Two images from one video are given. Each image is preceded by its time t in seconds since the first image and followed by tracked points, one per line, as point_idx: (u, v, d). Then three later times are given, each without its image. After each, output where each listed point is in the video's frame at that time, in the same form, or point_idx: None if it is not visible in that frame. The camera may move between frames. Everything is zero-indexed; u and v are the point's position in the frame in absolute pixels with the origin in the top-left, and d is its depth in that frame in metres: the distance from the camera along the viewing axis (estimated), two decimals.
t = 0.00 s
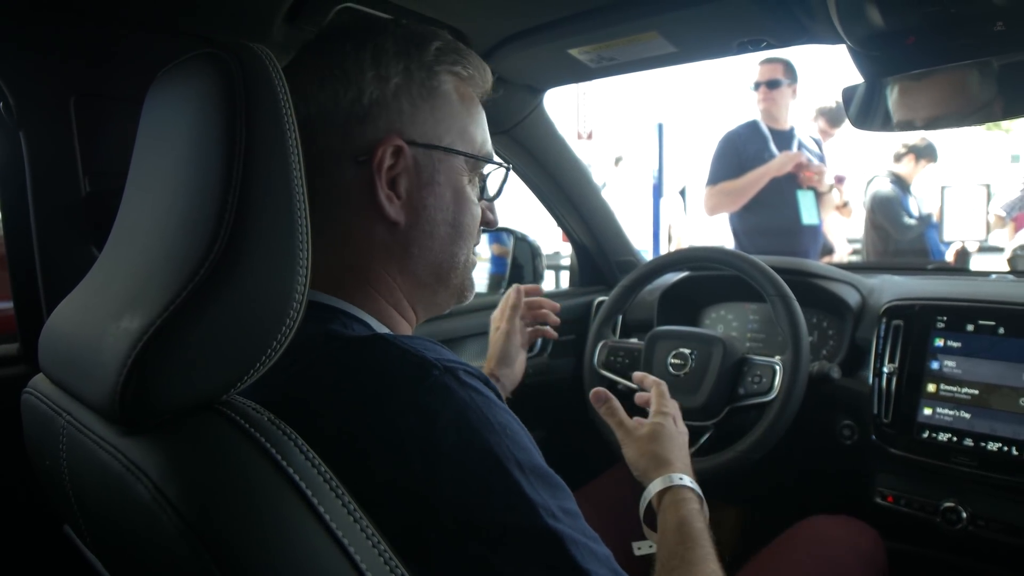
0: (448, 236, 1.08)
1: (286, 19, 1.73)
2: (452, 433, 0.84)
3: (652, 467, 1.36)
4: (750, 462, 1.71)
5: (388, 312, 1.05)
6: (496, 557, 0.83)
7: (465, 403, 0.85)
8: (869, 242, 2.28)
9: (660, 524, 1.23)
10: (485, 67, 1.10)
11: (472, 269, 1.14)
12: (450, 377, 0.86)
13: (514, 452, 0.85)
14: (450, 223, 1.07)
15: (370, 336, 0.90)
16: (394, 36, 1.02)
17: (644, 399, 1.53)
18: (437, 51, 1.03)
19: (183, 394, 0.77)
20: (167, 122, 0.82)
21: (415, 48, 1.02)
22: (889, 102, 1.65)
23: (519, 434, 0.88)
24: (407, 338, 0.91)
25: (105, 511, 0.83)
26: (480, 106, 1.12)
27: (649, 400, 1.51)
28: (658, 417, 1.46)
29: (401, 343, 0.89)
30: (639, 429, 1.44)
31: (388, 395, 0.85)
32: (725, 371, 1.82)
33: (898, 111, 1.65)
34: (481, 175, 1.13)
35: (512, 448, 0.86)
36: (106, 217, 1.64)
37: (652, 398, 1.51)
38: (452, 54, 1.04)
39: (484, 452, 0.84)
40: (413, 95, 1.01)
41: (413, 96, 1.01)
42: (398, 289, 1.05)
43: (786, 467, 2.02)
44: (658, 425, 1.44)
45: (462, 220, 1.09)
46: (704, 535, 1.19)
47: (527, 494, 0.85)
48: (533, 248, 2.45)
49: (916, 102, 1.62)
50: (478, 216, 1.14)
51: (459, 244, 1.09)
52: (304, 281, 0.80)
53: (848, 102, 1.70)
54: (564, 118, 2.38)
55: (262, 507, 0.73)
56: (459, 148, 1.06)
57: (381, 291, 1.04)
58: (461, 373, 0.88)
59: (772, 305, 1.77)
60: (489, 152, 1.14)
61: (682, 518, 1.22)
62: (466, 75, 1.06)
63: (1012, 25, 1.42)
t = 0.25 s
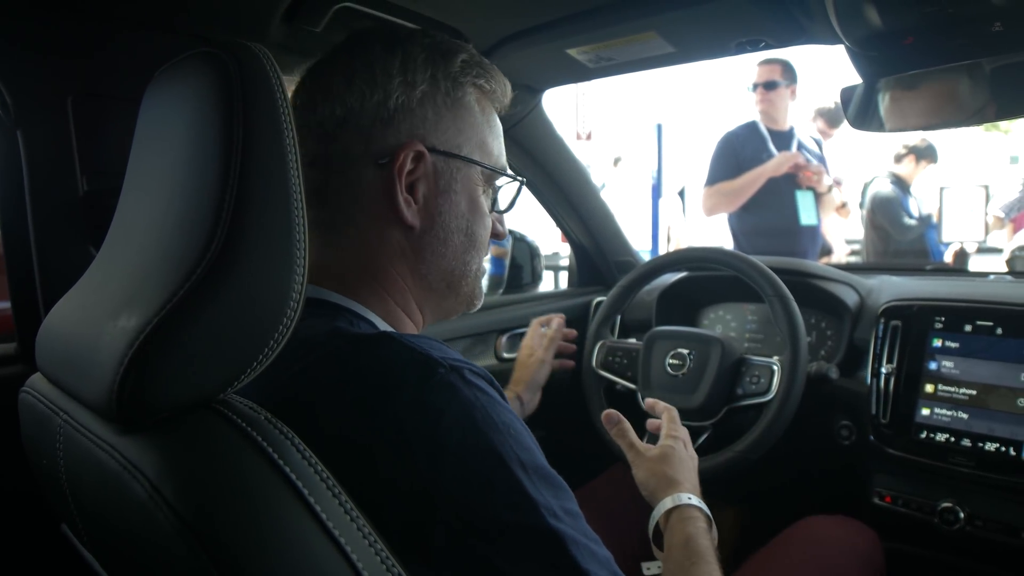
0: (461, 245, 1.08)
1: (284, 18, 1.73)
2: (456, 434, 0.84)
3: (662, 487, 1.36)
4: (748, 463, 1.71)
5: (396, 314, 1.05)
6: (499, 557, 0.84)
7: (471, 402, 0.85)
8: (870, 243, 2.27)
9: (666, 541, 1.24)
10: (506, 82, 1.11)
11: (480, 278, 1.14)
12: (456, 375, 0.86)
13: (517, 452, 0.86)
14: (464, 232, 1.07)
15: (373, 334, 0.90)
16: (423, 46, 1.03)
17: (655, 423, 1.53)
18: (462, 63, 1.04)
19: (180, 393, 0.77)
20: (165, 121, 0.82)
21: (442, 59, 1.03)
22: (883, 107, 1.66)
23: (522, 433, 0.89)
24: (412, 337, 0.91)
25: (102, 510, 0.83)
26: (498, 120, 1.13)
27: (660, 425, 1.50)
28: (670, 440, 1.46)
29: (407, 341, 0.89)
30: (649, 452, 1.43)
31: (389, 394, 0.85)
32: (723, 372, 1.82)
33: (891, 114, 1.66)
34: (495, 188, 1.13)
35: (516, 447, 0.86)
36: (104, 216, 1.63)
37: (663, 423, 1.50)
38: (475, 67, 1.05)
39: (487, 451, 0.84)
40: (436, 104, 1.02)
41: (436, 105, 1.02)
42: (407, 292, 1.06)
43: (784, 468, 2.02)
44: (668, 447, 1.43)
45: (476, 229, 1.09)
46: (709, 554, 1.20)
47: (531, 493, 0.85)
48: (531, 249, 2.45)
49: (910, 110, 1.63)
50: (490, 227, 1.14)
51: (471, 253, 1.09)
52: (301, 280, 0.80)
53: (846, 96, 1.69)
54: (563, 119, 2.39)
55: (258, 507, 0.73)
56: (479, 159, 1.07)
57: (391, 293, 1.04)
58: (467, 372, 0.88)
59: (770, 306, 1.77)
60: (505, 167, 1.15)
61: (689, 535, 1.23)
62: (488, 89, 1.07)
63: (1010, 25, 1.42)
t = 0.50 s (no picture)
0: (458, 250, 1.07)
1: (281, 18, 1.72)
2: (456, 434, 0.84)
3: (703, 505, 1.39)
4: (747, 463, 1.71)
5: (394, 313, 1.04)
6: (495, 556, 0.84)
7: (473, 402, 0.86)
8: (867, 242, 2.25)
9: (702, 556, 1.25)
10: (514, 85, 1.10)
11: (483, 286, 1.13)
12: (458, 376, 0.87)
13: (517, 452, 0.86)
14: (460, 236, 1.07)
15: (373, 333, 0.90)
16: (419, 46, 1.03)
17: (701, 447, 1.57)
18: (461, 63, 1.03)
19: (174, 393, 0.77)
20: (160, 120, 0.82)
21: (439, 59, 1.02)
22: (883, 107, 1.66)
23: (522, 433, 0.90)
24: (416, 336, 0.91)
25: (97, 511, 0.83)
26: (508, 125, 1.12)
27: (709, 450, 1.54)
28: (717, 459, 1.51)
29: (411, 340, 0.90)
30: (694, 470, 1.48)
31: (387, 394, 0.85)
32: (722, 372, 1.82)
33: (893, 117, 1.66)
34: (502, 193, 1.12)
35: (516, 447, 0.87)
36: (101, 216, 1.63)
37: (711, 449, 1.55)
38: (477, 68, 1.05)
39: (487, 451, 0.84)
40: (431, 105, 1.02)
41: (430, 105, 1.02)
42: (405, 293, 1.05)
43: (782, 468, 2.02)
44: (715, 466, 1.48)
45: (473, 234, 1.08)
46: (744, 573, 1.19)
47: (530, 494, 0.85)
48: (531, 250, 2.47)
49: (909, 113, 1.64)
50: (496, 234, 1.13)
51: (469, 258, 1.08)
52: (296, 281, 0.80)
53: (844, 100, 1.68)
54: (561, 120, 2.40)
55: (254, 507, 0.73)
56: (476, 162, 1.06)
57: (388, 292, 1.04)
58: (468, 372, 0.89)
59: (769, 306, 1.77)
60: (515, 174, 1.13)
61: (723, 552, 1.24)
62: (490, 90, 1.06)
63: (1008, 25, 1.42)
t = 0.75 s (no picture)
0: (476, 266, 1.07)
1: (277, 18, 1.72)
2: (455, 434, 0.84)
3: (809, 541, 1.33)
4: (743, 463, 1.71)
5: (406, 322, 1.04)
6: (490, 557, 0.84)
7: (470, 404, 0.86)
8: (864, 242, 2.25)
9: None
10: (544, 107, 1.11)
11: (496, 301, 1.13)
12: (457, 377, 0.86)
13: (515, 455, 0.87)
14: (479, 253, 1.07)
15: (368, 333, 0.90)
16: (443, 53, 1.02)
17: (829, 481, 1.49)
18: (498, 84, 1.03)
19: (169, 394, 0.77)
20: (155, 120, 0.82)
21: (475, 78, 1.02)
22: (882, 110, 1.66)
23: (520, 434, 0.90)
24: (415, 338, 0.91)
25: (92, 511, 0.83)
26: (535, 147, 1.12)
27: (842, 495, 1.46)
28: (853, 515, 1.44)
29: (408, 341, 0.89)
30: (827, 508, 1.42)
31: (381, 395, 0.85)
32: (719, 372, 1.82)
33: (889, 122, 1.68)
34: (524, 214, 1.12)
35: (514, 451, 0.87)
36: (97, 217, 1.62)
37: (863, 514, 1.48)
38: (513, 91, 1.05)
39: (485, 451, 0.85)
40: (464, 123, 1.02)
41: (463, 124, 1.02)
42: (419, 303, 1.05)
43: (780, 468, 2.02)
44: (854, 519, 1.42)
45: (492, 250, 1.08)
46: None
47: (527, 496, 0.85)
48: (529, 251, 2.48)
49: (908, 115, 1.64)
50: (513, 253, 1.13)
51: (486, 275, 1.09)
52: (290, 280, 0.80)
53: (841, 101, 1.71)
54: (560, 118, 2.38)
55: (249, 506, 0.73)
56: (502, 182, 1.06)
57: (402, 300, 1.03)
58: (467, 373, 0.89)
59: (766, 306, 1.77)
60: (537, 195, 1.14)
61: None
62: (523, 113, 1.07)
63: (1004, 24, 1.42)
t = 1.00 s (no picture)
0: (447, 246, 1.06)
1: (273, 18, 1.72)
2: (441, 433, 0.84)
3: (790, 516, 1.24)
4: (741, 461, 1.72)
5: (386, 315, 1.05)
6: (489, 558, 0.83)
7: (456, 405, 0.86)
8: (860, 240, 2.26)
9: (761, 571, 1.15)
10: (499, 75, 1.09)
11: (478, 281, 1.12)
12: (441, 379, 0.87)
13: (501, 455, 0.87)
14: (447, 232, 1.06)
15: (361, 337, 0.90)
16: (387, 37, 1.02)
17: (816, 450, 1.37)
18: (441, 56, 1.03)
19: (165, 394, 0.77)
20: (152, 120, 0.82)
21: (416, 55, 1.02)
22: (884, 107, 1.64)
23: (507, 435, 0.90)
24: (403, 340, 0.92)
25: (89, 511, 0.83)
26: (495, 116, 1.10)
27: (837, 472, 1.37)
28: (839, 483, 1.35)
29: (394, 343, 0.90)
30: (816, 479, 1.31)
31: (374, 395, 0.85)
32: (717, 370, 1.82)
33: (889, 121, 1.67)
34: (491, 186, 1.11)
35: (500, 450, 0.87)
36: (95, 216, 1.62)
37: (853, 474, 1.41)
38: (457, 60, 1.04)
39: (472, 453, 0.85)
40: (409, 102, 1.01)
41: (410, 102, 1.01)
42: (396, 294, 1.06)
43: (777, 466, 2.02)
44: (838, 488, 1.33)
45: (461, 228, 1.07)
46: None
47: (514, 497, 0.85)
48: (525, 248, 2.47)
49: (910, 110, 1.62)
50: (487, 228, 1.12)
51: (459, 254, 1.08)
52: (287, 280, 0.80)
53: (838, 101, 1.70)
54: (556, 118, 2.40)
55: (245, 506, 0.73)
56: (459, 157, 1.05)
57: (379, 295, 1.05)
58: (452, 375, 0.89)
59: (764, 305, 1.77)
60: (505, 165, 1.12)
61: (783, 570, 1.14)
62: (473, 82, 1.05)
63: (1001, 22, 1.42)
